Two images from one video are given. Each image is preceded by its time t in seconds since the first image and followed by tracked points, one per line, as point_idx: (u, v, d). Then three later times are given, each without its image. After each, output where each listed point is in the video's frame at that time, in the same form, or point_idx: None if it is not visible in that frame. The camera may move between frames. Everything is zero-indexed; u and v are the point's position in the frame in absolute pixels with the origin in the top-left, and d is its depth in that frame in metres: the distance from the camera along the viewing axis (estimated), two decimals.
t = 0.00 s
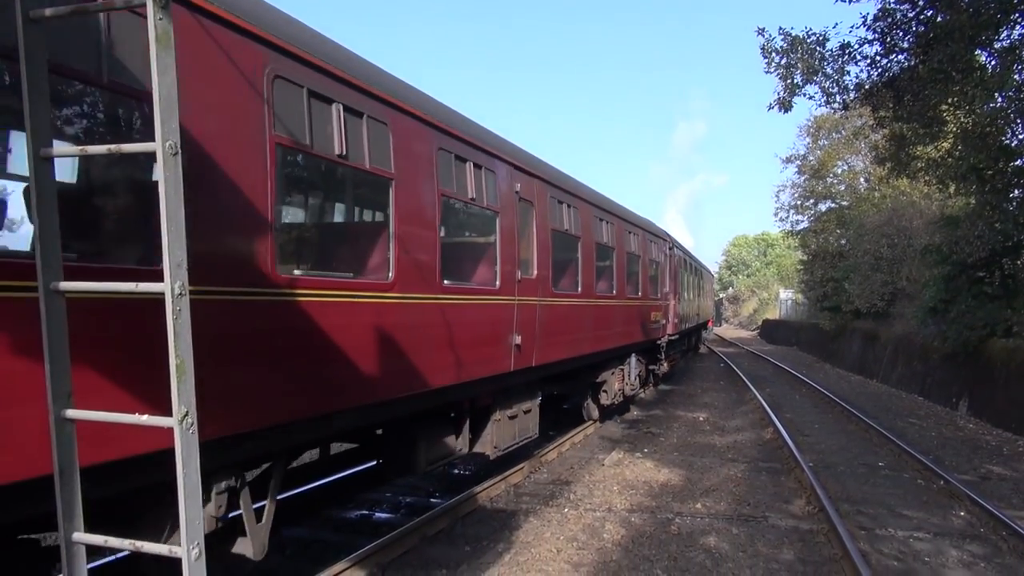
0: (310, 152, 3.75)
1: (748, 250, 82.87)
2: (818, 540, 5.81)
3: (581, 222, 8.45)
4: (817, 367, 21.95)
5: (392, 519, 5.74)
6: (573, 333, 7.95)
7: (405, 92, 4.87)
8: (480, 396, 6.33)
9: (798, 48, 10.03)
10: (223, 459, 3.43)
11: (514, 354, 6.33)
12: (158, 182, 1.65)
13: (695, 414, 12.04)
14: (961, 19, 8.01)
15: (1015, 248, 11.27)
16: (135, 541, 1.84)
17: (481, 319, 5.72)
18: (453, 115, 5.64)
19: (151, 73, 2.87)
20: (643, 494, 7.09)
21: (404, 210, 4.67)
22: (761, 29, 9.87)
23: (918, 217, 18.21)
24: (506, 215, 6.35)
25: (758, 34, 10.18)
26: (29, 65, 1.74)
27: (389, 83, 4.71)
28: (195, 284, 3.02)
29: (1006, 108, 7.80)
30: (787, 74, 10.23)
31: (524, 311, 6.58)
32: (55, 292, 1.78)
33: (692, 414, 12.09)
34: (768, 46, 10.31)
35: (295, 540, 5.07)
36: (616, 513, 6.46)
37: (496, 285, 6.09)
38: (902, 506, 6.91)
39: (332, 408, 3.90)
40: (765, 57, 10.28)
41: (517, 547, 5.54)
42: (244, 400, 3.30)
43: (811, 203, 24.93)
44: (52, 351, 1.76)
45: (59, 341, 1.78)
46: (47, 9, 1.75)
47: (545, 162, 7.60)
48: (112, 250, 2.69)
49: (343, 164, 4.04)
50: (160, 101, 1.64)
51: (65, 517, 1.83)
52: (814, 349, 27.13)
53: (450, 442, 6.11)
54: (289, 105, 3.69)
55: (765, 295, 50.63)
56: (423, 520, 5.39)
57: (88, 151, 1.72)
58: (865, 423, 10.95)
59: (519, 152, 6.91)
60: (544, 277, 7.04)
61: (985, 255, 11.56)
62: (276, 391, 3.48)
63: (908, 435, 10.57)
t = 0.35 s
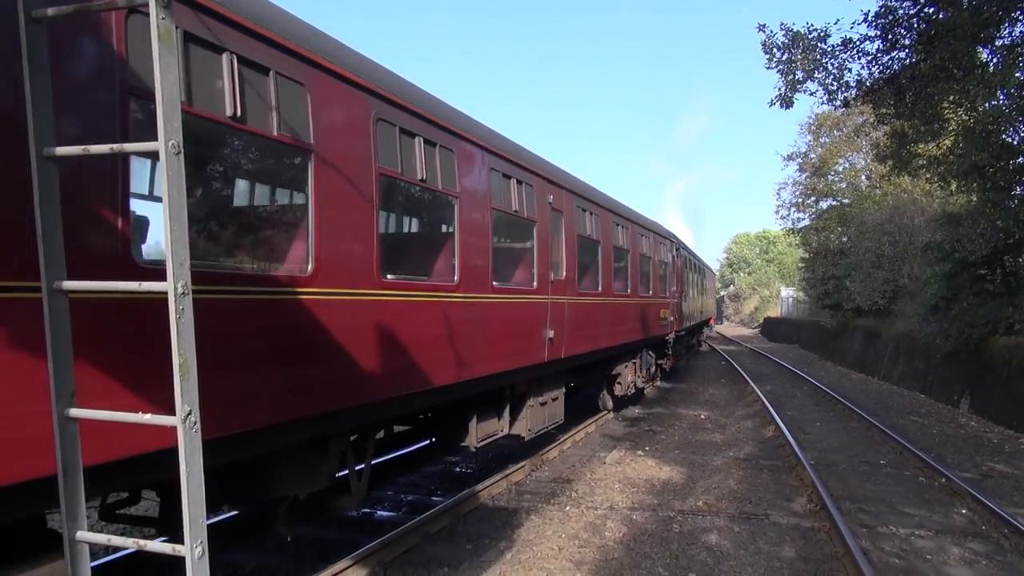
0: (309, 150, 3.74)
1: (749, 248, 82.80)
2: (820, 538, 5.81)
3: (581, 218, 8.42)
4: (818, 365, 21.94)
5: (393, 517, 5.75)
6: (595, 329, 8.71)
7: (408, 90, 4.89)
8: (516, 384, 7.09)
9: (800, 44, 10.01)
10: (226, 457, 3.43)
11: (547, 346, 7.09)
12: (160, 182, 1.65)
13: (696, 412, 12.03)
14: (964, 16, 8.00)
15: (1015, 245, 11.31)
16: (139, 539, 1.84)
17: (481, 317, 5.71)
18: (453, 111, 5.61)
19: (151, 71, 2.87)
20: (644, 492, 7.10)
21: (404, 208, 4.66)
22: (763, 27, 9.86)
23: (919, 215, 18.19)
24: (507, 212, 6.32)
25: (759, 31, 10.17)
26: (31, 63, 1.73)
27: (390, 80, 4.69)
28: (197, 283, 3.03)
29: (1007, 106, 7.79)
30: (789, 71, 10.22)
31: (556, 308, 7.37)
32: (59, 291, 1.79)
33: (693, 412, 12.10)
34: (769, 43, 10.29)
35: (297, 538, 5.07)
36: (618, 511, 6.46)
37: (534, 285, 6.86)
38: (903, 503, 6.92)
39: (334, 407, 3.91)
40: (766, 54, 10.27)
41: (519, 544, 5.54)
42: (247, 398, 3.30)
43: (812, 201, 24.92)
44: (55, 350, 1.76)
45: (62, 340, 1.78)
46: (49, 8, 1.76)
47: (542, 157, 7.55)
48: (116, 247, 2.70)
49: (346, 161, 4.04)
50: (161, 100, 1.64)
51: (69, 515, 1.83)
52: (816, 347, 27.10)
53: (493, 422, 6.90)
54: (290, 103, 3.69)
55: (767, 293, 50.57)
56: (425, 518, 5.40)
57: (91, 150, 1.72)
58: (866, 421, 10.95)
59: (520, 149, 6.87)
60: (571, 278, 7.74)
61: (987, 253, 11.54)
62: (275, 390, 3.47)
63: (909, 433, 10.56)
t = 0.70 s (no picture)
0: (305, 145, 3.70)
1: (750, 247, 82.77)
2: (820, 537, 5.82)
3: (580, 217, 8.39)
4: (819, 365, 21.92)
5: (393, 516, 5.75)
6: (611, 325, 9.44)
7: (410, 90, 4.90)
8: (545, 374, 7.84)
9: (801, 43, 10.02)
10: (229, 456, 3.43)
11: (573, 340, 7.91)
12: (161, 182, 1.65)
13: (696, 411, 12.03)
14: (965, 15, 7.99)
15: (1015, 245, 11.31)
16: (140, 537, 1.85)
17: (481, 315, 5.71)
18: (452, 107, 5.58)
19: (152, 68, 2.87)
20: (645, 491, 7.11)
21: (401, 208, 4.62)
22: (764, 26, 9.86)
23: (920, 214, 18.19)
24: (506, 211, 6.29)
25: (760, 30, 10.17)
26: (33, 61, 1.74)
27: (388, 77, 4.66)
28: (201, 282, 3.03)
29: (1008, 106, 7.79)
30: (790, 70, 10.22)
31: (581, 306, 8.17)
32: (60, 290, 1.79)
33: (694, 411, 12.10)
34: (770, 42, 10.30)
35: (297, 537, 5.07)
36: (618, 510, 6.46)
37: (562, 285, 7.64)
38: (903, 503, 6.92)
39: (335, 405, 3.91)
40: (768, 53, 10.28)
41: (519, 543, 5.55)
42: (248, 396, 3.30)
43: (813, 200, 24.92)
44: (57, 347, 1.77)
45: (63, 338, 1.79)
46: (52, 7, 1.76)
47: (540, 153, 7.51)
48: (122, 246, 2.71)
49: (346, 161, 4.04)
50: (163, 99, 1.64)
51: (70, 514, 1.83)
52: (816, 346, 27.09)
53: (527, 407, 7.75)
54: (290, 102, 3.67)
55: (767, 293, 50.53)
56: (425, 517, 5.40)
57: (93, 149, 1.73)
58: (866, 420, 10.94)
59: (519, 147, 6.84)
60: (593, 279, 8.53)
61: (987, 253, 11.53)
62: (275, 389, 3.47)
63: (909, 432, 10.56)
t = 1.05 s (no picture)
0: (303, 143, 3.68)
1: (750, 246, 82.76)
2: (819, 535, 5.82)
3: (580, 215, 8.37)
4: (819, 364, 21.92)
5: (392, 514, 5.76)
6: (626, 322, 10.23)
7: (409, 86, 4.89)
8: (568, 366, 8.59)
9: (801, 42, 10.02)
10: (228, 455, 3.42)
11: (595, 334, 8.68)
12: (161, 178, 1.65)
13: (696, 410, 12.04)
14: (966, 13, 7.99)
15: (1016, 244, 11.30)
16: (140, 535, 1.85)
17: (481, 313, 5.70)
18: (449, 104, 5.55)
19: (153, 65, 2.87)
20: (645, 490, 7.10)
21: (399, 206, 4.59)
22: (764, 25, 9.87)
23: (919, 213, 18.17)
24: (622, 245, 10.17)
25: (760, 30, 10.18)
26: (32, 58, 1.74)
27: (386, 73, 4.64)
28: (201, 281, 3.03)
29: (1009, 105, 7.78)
30: (790, 69, 10.22)
31: (601, 304, 8.97)
32: (59, 287, 1.79)
33: (694, 410, 12.09)
34: (770, 41, 10.30)
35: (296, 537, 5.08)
36: (618, 508, 6.46)
37: (585, 286, 8.44)
38: (903, 501, 6.93)
39: (334, 404, 3.90)
40: (768, 53, 10.28)
41: (519, 541, 5.55)
42: (248, 395, 3.30)
43: (813, 198, 24.92)
44: (57, 344, 1.77)
45: (63, 334, 1.79)
46: (50, 4, 1.76)
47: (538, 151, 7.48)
48: (124, 244, 2.71)
49: (343, 158, 4.02)
50: (162, 95, 1.64)
51: (70, 512, 1.83)
52: (817, 345, 27.07)
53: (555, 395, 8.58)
54: (288, 99, 3.66)
55: (767, 292, 50.53)
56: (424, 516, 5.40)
57: (92, 146, 1.73)
58: (866, 419, 10.95)
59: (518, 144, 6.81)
60: (611, 279, 9.32)
61: (987, 252, 11.52)
62: (274, 389, 3.46)
63: (909, 431, 10.56)
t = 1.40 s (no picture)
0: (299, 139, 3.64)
1: (750, 245, 82.78)
2: (820, 534, 5.83)
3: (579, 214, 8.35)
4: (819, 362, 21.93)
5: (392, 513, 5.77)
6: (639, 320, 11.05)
7: (410, 85, 4.89)
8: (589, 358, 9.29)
9: (801, 43, 10.02)
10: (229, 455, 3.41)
11: (612, 331, 9.45)
12: (163, 178, 1.65)
13: (696, 409, 12.04)
14: (966, 12, 7.98)
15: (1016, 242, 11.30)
16: (142, 534, 1.85)
17: (483, 312, 5.71)
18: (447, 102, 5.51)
19: (153, 64, 2.86)
20: (645, 488, 7.11)
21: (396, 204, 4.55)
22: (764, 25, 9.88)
23: (919, 212, 18.16)
24: (634, 248, 10.97)
25: (760, 29, 10.18)
26: (34, 58, 1.74)
27: (385, 71, 4.62)
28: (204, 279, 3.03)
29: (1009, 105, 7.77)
30: (790, 69, 10.22)
31: (618, 303, 9.77)
32: (60, 287, 1.79)
33: (694, 409, 12.08)
34: (771, 42, 10.30)
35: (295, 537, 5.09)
36: (618, 507, 6.47)
37: (606, 287, 9.24)
38: (904, 500, 6.94)
39: (334, 402, 3.88)
40: (768, 52, 10.28)
41: (519, 540, 5.55)
42: (250, 393, 3.29)
43: (813, 198, 24.93)
44: (59, 344, 1.77)
45: (65, 334, 1.79)
46: (52, 4, 1.76)
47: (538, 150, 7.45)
48: (127, 245, 2.72)
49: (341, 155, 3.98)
50: (164, 95, 1.64)
51: (72, 510, 1.84)
52: (817, 344, 27.05)
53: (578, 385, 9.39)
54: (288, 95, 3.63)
55: (767, 291, 50.54)
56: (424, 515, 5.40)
57: (93, 146, 1.73)
58: (866, 418, 10.96)
59: (517, 143, 6.78)
60: (627, 280, 10.11)
61: (987, 250, 11.52)
62: (274, 388, 3.44)
63: (909, 430, 10.57)
